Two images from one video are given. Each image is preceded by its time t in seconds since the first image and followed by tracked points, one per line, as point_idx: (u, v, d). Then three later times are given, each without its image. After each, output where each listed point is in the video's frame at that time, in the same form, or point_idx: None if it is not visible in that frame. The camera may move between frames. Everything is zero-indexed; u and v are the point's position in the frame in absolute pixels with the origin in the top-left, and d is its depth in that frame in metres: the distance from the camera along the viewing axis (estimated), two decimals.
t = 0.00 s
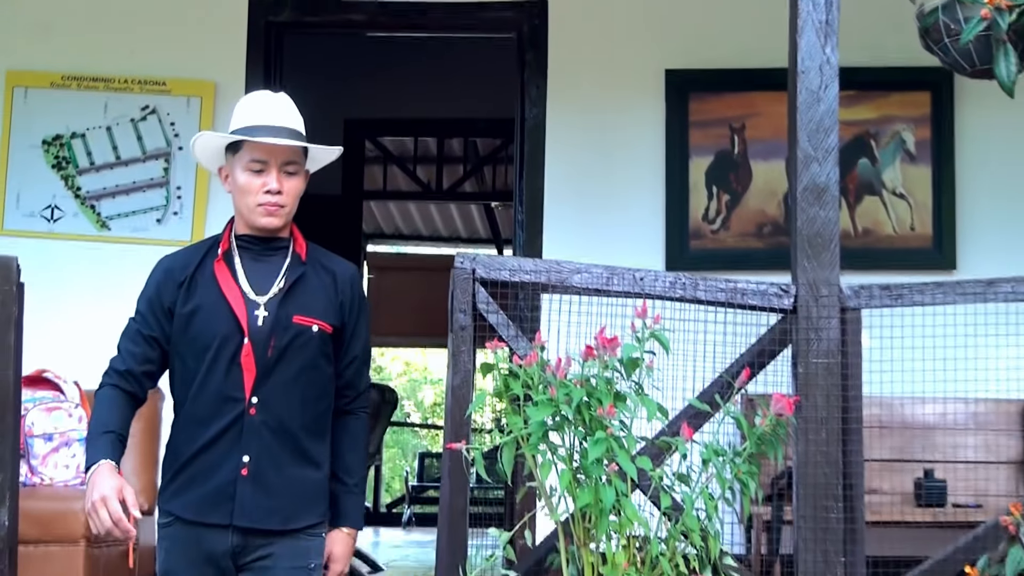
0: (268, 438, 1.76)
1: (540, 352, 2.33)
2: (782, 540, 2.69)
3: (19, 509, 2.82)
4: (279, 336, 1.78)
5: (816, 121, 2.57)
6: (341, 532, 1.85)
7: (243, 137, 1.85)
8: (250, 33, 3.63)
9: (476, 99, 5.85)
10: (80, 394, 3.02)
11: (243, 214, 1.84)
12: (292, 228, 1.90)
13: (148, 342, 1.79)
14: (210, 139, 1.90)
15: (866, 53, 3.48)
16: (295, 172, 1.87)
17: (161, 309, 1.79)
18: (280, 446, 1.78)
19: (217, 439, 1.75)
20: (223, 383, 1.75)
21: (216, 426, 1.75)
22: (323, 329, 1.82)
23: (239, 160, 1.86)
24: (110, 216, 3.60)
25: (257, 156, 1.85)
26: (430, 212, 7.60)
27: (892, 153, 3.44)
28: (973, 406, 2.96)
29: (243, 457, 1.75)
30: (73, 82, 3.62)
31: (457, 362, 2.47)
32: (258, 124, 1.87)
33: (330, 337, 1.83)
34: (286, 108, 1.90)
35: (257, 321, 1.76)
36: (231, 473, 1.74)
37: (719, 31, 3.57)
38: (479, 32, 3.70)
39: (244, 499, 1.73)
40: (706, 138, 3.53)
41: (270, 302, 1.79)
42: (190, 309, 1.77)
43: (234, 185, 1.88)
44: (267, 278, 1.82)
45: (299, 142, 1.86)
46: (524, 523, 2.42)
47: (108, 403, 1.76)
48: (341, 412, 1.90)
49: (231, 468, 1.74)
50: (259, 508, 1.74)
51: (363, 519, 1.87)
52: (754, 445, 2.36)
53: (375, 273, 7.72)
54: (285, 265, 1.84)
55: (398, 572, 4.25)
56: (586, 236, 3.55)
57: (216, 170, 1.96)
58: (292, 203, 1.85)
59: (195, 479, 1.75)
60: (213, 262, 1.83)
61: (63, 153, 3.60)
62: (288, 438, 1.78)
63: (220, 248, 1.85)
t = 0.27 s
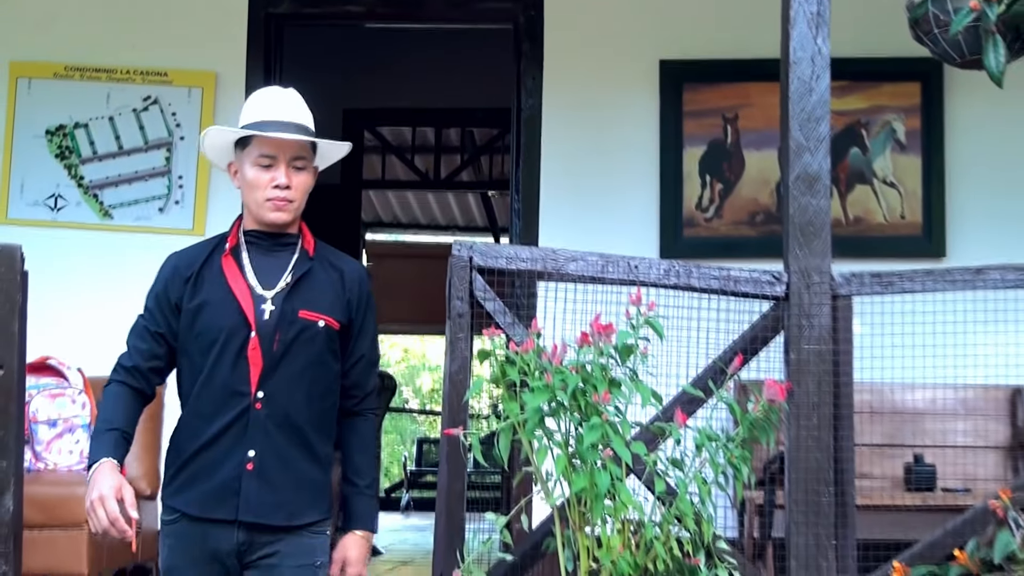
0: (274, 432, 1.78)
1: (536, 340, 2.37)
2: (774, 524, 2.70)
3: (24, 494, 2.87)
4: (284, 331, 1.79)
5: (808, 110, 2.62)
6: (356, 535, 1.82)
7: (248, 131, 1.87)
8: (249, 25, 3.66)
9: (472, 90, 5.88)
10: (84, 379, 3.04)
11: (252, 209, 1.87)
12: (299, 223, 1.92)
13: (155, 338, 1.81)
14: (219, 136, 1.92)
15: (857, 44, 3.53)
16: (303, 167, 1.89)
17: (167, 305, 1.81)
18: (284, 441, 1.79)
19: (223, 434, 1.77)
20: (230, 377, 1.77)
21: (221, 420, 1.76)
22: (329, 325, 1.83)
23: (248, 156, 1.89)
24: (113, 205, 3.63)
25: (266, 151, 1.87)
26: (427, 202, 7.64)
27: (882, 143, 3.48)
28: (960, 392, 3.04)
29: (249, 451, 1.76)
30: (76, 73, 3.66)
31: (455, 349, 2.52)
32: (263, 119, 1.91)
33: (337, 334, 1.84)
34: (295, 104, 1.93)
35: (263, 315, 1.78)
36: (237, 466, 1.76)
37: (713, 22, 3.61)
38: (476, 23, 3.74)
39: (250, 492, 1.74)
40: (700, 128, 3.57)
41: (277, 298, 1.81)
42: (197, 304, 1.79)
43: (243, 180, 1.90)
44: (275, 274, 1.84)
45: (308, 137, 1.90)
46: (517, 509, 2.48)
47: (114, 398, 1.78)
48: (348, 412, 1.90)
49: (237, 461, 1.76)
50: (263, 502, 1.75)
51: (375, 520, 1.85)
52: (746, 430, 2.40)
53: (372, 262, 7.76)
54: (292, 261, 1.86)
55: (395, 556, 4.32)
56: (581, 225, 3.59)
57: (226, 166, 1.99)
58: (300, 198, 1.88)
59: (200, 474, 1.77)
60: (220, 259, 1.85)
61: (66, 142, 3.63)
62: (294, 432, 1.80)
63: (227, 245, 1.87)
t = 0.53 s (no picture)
0: (286, 429, 1.62)
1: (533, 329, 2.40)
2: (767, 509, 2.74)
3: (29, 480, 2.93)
4: (296, 324, 1.63)
5: (801, 102, 2.66)
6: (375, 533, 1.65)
7: (261, 123, 1.73)
8: (249, 17, 3.69)
9: (469, 80, 5.92)
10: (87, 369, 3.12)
11: (262, 203, 1.71)
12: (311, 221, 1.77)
13: (163, 336, 1.63)
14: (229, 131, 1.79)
15: (851, 37, 3.57)
16: (315, 161, 1.75)
17: (176, 301, 1.64)
18: (297, 434, 1.63)
19: (233, 432, 1.60)
20: (239, 373, 1.60)
21: (230, 417, 1.60)
22: (341, 319, 1.67)
23: (260, 149, 1.74)
24: (115, 195, 3.67)
25: (278, 143, 1.73)
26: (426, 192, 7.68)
27: (874, 134, 3.52)
28: (950, 379, 3.08)
29: (260, 446, 1.60)
30: (78, 65, 3.69)
31: (453, 338, 2.55)
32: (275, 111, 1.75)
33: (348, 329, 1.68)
34: (305, 99, 1.78)
35: (274, 308, 1.62)
36: (248, 466, 1.59)
37: (708, 14, 3.65)
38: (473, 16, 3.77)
39: (262, 491, 1.59)
40: (694, 119, 3.61)
41: (289, 291, 1.64)
42: (209, 298, 1.63)
43: (253, 174, 1.75)
44: (286, 266, 1.68)
45: (321, 130, 1.75)
46: (516, 494, 2.57)
47: (123, 400, 1.61)
48: (359, 412, 1.73)
49: (248, 459, 1.60)
50: (277, 497, 1.59)
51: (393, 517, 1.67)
52: (739, 417, 2.44)
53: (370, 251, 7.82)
54: (303, 255, 1.70)
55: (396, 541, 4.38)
56: (578, 216, 3.64)
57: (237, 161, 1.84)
58: (312, 192, 1.73)
59: (209, 469, 1.60)
60: (231, 252, 1.68)
61: (69, 134, 3.66)
62: (306, 429, 1.64)
63: (238, 239, 1.71)
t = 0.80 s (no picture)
0: (297, 419, 1.59)
1: (528, 319, 2.43)
2: (760, 496, 2.80)
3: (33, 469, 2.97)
4: (306, 314, 1.60)
5: (793, 96, 2.70)
6: (396, 519, 1.63)
7: (277, 112, 1.69)
8: (248, 10, 3.72)
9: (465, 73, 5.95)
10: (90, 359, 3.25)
11: (275, 193, 1.68)
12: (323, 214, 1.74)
13: (175, 326, 1.59)
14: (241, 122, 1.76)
15: (843, 31, 3.62)
16: (329, 151, 1.72)
17: (186, 291, 1.59)
18: (308, 424, 1.61)
19: (245, 422, 1.57)
20: (251, 363, 1.57)
21: (242, 408, 1.57)
22: (351, 310, 1.64)
23: (274, 138, 1.71)
24: (118, 188, 3.71)
25: (292, 132, 1.70)
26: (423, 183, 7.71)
27: (865, 128, 3.57)
28: (939, 369, 3.11)
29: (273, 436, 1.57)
30: (82, 60, 3.73)
31: (451, 328, 2.60)
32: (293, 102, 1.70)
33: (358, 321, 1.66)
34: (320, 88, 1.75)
35: (285, 299, 1.59)
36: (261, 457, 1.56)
37: (703, 8, 3.69)
38: (470, 10, 3.82)
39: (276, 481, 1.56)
40: (688, 112, 3.65)
41: (299, 281, 1.61)
42: (219, 287, 1.59)
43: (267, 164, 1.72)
44: (296, 256, 1.65)
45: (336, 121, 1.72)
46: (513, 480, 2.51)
47: (137, 395, 1.56)
48: (368, 403, 1.72)
49: (260, 450, 1.57)
50: (291, 487, 1.57)
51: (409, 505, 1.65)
52: (732, 406, 2.48)
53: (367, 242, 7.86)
54: (314, 247, 1.67)
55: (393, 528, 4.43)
56: (573, 208, 3.68)
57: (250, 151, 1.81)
58: (325, 182, 1.69)
59: (222, 459, 1.57)
60: (241, 242, 1.65)
61: (72, 127, 3.70)
62: (318, 419, 1.62)
63: (249, 228, 1.68)
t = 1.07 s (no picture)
0: (306, 403, 1.56)
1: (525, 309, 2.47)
2: (753, 485, 2.85)
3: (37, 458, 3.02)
4: (314, 300, 1.57)
5: (786, 91, 2.74)
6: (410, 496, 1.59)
7: (283, 96, 1.63)
8: (248, 5, 3.76)
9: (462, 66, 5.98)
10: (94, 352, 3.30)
11: (281, 178, 1.63)
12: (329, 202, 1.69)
13: (183, 313, 1.56)
14: (249, 108, 1.71)
15: (836, 27, 3.67)
16: (337, 138, 1.65)
17: (192, 278, 1.56)
18: (317, 408, 1.57)
19: (253, 406, 1.53)
20: (258, 348, 1.54)
21: (251, 391, 1.53)
22: (356, 296, 1.60)
23: (282, 123, 1.65)
24: (121, 180, 3.74)
25: (300, 118, 1.64)
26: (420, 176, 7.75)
27: (856, 122, 3.62)
28: (930, 359, 3.18)
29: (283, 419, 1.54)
30: (85, 55, 3.76)
31: (449, 320, 2.65)
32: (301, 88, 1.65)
33: (364, 306, 1.62)
34: (332, 76, 1.68)
35: (292, 284, 1.56)
36: (271, 441, 1.53)
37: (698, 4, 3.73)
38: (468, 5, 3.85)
39: (286, 466, 1.52)
40: (682, 107, 3.69)
41: (306, 267, 1.58)
42: (225, 273, 1.55)
43: (274, 149, 1.67)
44: (301, 241, 1.61)
45: (346, 107, 1.66)
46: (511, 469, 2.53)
47: (145, 383, 1.54)
48: (375, 389, 1.68)
49: (269, 434, 1.53)
50: (303, 470, 1.53)
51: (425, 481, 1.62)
52: (726, 395, 2.51)
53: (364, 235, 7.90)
54: (319, 231, 1.63)
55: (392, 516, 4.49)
56: (570, 200, 3.72)
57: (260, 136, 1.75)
58: (332, 169, 1.64)
59: (230, 444, 1.53)
60: (248, 228, 1.61)
61: (76, 121, 3.74)
62: (325, 403, 1.58)
63: (255, 214, 1.63)
